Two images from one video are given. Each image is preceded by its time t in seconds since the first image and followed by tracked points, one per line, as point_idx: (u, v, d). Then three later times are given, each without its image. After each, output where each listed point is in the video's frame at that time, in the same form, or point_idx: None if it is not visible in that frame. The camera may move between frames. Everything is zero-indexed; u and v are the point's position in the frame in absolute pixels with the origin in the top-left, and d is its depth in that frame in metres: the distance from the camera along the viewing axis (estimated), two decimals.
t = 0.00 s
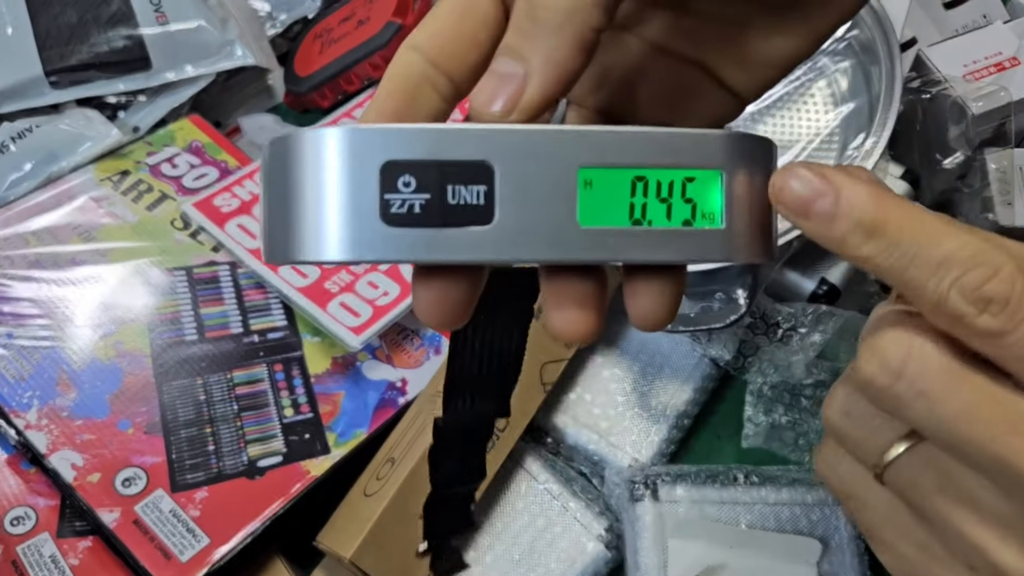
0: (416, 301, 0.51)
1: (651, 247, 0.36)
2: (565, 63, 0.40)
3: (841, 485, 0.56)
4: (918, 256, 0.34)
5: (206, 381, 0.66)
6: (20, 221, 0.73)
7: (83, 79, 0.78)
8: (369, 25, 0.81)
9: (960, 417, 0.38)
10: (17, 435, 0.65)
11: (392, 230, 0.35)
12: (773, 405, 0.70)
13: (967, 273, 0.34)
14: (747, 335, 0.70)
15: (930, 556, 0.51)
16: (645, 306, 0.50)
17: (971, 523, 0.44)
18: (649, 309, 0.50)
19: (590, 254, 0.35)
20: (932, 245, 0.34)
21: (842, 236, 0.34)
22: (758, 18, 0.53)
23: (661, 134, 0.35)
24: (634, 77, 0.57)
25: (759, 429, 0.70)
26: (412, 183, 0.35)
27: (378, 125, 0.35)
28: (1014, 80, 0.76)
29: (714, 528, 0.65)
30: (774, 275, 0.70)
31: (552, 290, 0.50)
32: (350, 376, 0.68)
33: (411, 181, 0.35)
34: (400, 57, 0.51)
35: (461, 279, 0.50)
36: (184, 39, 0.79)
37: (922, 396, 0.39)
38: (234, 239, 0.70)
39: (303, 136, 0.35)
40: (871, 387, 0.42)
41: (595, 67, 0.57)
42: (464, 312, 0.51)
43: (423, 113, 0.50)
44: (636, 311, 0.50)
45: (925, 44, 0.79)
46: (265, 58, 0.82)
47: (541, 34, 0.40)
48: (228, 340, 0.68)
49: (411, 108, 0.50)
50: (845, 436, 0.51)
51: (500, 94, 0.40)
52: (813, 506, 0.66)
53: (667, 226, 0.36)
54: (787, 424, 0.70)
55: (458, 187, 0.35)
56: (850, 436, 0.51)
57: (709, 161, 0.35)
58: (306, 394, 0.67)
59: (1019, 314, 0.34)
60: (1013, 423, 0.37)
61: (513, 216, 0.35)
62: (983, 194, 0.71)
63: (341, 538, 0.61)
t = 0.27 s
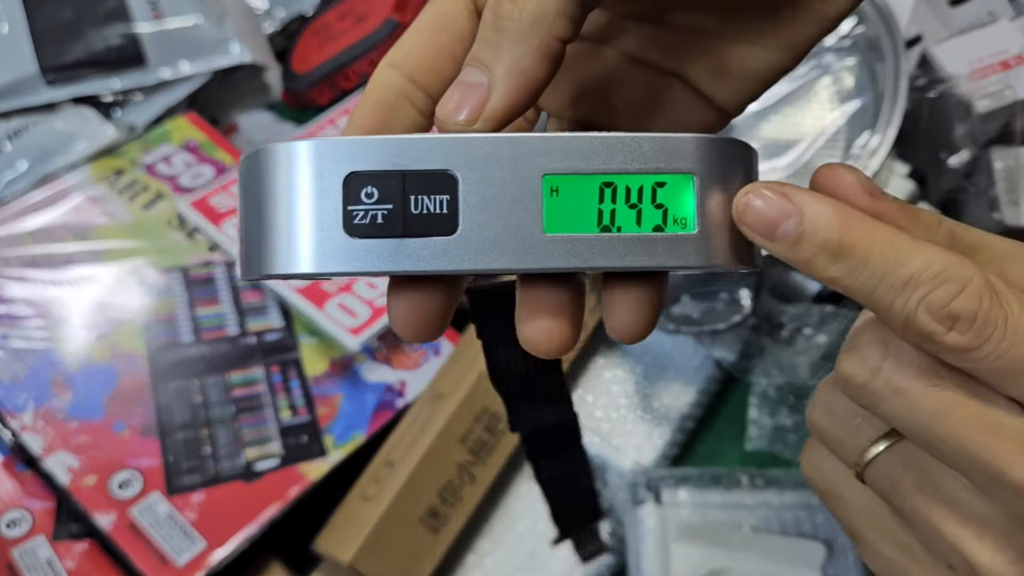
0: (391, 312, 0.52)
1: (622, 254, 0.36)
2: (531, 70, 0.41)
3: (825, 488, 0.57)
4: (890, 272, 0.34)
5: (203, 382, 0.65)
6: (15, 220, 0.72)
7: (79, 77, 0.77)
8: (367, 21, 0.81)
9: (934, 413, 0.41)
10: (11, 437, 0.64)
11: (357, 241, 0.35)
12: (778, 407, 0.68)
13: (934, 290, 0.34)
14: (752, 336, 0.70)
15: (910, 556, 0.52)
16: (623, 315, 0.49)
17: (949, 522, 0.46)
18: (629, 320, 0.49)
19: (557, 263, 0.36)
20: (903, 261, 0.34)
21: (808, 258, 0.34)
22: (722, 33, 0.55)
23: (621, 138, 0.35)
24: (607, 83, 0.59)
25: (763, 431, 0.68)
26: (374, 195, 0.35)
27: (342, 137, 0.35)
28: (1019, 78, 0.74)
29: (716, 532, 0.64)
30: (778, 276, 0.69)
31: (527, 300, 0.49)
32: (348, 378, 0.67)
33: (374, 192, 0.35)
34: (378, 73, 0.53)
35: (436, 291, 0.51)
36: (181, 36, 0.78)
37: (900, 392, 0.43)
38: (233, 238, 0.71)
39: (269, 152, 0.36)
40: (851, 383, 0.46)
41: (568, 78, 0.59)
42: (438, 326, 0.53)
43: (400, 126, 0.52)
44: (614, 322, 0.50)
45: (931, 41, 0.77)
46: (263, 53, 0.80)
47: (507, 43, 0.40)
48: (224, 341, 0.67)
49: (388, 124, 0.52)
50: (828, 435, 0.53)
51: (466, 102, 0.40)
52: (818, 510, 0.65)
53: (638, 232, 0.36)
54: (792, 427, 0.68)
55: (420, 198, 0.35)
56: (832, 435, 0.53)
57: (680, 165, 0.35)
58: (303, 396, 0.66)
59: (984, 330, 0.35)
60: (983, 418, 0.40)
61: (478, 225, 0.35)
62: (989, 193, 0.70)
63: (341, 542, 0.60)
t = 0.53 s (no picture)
0: (371, 336, 0.52)
1: (596, 273, 0.36)
2: (500, 92, 0.40)
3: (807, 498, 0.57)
4: (853, 300, 0.32)
5: (203, 382, 0.65)
6: (15, 220, 0.72)
7: (79, 77, 0.77)
8: (367, 21, 0.81)
9: (901, 426, 0.41)
10: (11, 437, 0.64)
11: (329, 266, 0.35)
12: (778, 407, 0.69)
13: (900, 318, 0.33)
14: (752, 336, 0.69)
15: (887, 563, 0.52)
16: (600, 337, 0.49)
17: (923, 530, 0.46)
18: (607, 341, 0.49)
19: (529, 283, 0.36)
20: (864, 292, 0.32)
21: (771, 291, 0.33)
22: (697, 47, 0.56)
23: (590, 157, 0.35)
24: (582, 103, 0.59)
25: (764, 429, 0.69)
26: (345, 219, 0.35)
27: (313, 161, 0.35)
28: (1020, 77, 0.73)
29: (716, 531, 0.64)
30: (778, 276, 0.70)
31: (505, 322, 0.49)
32: (348, 378, 0.67)
33: (344, 216, 0.35)
34: (355, 98, 0.55)
35: (415, 314, 0.51)
36: (181, 36, 0.78)
37: (870, 405, 0.43)
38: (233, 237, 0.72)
39: (241, 179, 0.36)
40: (821, 397, 0.46)
41: (545, 97, 0.59)
42: (417, 349, 0.53)
43: (378, 150, 0.55)
44: (591, 345, 0.50)
45: (931, 41, 0.77)
46: (263, 52, 0.80)
47: (477, 64, 0.40)
48: (223, 341, 0.67)
49: (366, 148, 0.55)
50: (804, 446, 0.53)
51: (437, 125, 0.40)
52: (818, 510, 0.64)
53: (611, 250, 0.36)
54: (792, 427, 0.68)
55: (391, 220, 0.35)
56: (808, 446, 0.53)
57: (653, 182, 0.35)
58: (303, 396, 0.66)
59: (950, 355, 0.33)
60: (952, 431, 0.40)
61: (450, 247, 0.35)
62: (989, 193, 0.70)
63: (342, 542, 0.60)
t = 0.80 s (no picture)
0: (368, 339, 0.52)
1: (589, 274, 0.36)
2: (493, 100, 0.40)
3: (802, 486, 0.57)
4: (857, 275, 0.33)
5: (203, 382, 0.65)
6: (15, 220, 0.72)
7: (78, 77, 0.76)
8: (367, 21, 0.81)
9: (889, 411, 0.42)
10: (11, 437, 0.64)
11: (322, 272, 0.35)
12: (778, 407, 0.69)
13: (900, 294, 0.33)
14: (752, 336, 0.70)
15: (881, 552, 0.52)
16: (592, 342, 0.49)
17: (914, 515, 0.46)
18: (599, 345, 0.49)
19: (521, 285, 0.36)
20: (866, 266, 0.33)
21: (773, 265, 0.33)
22: (693, 53, 0.56)
23: (580, 159, 0.35)
24: (579, 104, 0.59)
25: (763, 430, 0.69)
26: (336, 225, 0.35)
27: (303, 168, 0.35)
28: (1019, 78, 0.73)
29: (716, 531, 0.64)
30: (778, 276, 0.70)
31: (500, 324, 0.49)
32: (348, 378, 0.67)
33: (336, 223, 0.35)
34: (355, 103, 0.56)
35: (412, 316, 0.51)
36: (181, 36, 0.78)
37: (859, 394, 0.44)
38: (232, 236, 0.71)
39: (232, 187, 0.36)
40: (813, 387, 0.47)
41: (542, 99, 0.59)
42: (415, 352, 0.53)
43: (378, 154, 0.55)
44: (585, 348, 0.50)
45: (932, 40, 0.77)
46: (262, 52, 0.80)
47: (472, 71, 0.40)
48: (223, 341, 0.67)
49: (365, 153, 0.54)
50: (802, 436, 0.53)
51: (428, 130, 0.40)
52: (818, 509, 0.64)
53: (604, 251, 0.36)
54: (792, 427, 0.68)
55: (383, 225, 0.35)
56: (803, 433, 0.53)
57: (644, 183, 0.35)
58: (303, 396, 0.66)
59: (950, 332, 0.34)
60: (940, 415, 0.40)
61: (442, 250, 0.36)
62: (989, 193, 0.70)
63: (342, 541, 0.60)
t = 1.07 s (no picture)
0: (367, 334, 0.52)
1: (583, 274, 0.36)
2: (490, 102, 0.40)
3: (799, 486, 0.57)
4: (852, 276, 0.32)
5: (203, 382, 0.65)
6: (15, 220, 0.72)
7: (78, 77, 0.76)
8: (367, 21, 0.81)
9: (883, 411, 0.42)
10: (11, 437, 0.64)
11: (320, 269, 0.36)
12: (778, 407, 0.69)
13: (895, 294, 0.33)
14: (752, 335, 0.70)
15: (874, 550, 0.52)
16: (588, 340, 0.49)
17: (908, 515, 0.46)
18: (595, 343, 0.49)
19: (515, 284, 0.36)
20: (861, 267, 0.32)
21: (770, 263, 0.32)
22: (694, 55, 0.56)
23: (576, 159, 0.35)
24: (578, 104, 0.59)
25: (764, 430, 0.68)
26: (335, 223, 0.35)
27: (303, 166, 0.35)
28: (1019, 78, 0.73)
29: (716, 531, 0.64)
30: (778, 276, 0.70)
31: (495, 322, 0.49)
32: (348, 378, 0.67)
33: (334, 221, 0.35)
34: (355, 100, 0.55)
35: (410, 314, 0.51)
36: (181, 37, 0.78)
37: (854, 391, 0.44)
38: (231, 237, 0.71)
39: (233, 183, 0.36)
40: (811, 382, 0.47)
41: (541, 99, 0.59)
42: (413, 345, 0.53)
43: (377, 151, 0.54)
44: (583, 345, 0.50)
45: (932, 40, 0.77)
46: (263, 52, 0.80)
47: (470, 72, 0.40)
48: (223, 341, 0.67)
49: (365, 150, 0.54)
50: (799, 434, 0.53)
51: (427, 130, 0.40)
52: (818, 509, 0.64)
53: (597, 251, 0.36)
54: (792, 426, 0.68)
55: (380, 224, 0.35)
56: (798, 432, 0.53)
57: (638, 183, 0.35)
58: (303, 396, 0.66)
59: (942, 332, 0.34)
60: (934, 416, 0.40)
61: (438, 250, 0.36)
62: (989, 193, 0.70)
63: (341, 541, 0.60)
